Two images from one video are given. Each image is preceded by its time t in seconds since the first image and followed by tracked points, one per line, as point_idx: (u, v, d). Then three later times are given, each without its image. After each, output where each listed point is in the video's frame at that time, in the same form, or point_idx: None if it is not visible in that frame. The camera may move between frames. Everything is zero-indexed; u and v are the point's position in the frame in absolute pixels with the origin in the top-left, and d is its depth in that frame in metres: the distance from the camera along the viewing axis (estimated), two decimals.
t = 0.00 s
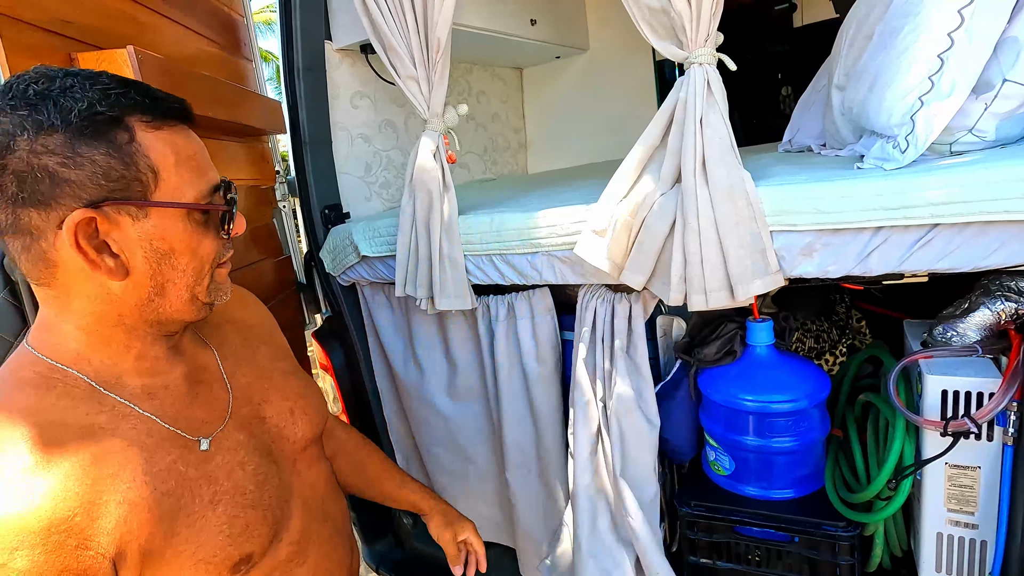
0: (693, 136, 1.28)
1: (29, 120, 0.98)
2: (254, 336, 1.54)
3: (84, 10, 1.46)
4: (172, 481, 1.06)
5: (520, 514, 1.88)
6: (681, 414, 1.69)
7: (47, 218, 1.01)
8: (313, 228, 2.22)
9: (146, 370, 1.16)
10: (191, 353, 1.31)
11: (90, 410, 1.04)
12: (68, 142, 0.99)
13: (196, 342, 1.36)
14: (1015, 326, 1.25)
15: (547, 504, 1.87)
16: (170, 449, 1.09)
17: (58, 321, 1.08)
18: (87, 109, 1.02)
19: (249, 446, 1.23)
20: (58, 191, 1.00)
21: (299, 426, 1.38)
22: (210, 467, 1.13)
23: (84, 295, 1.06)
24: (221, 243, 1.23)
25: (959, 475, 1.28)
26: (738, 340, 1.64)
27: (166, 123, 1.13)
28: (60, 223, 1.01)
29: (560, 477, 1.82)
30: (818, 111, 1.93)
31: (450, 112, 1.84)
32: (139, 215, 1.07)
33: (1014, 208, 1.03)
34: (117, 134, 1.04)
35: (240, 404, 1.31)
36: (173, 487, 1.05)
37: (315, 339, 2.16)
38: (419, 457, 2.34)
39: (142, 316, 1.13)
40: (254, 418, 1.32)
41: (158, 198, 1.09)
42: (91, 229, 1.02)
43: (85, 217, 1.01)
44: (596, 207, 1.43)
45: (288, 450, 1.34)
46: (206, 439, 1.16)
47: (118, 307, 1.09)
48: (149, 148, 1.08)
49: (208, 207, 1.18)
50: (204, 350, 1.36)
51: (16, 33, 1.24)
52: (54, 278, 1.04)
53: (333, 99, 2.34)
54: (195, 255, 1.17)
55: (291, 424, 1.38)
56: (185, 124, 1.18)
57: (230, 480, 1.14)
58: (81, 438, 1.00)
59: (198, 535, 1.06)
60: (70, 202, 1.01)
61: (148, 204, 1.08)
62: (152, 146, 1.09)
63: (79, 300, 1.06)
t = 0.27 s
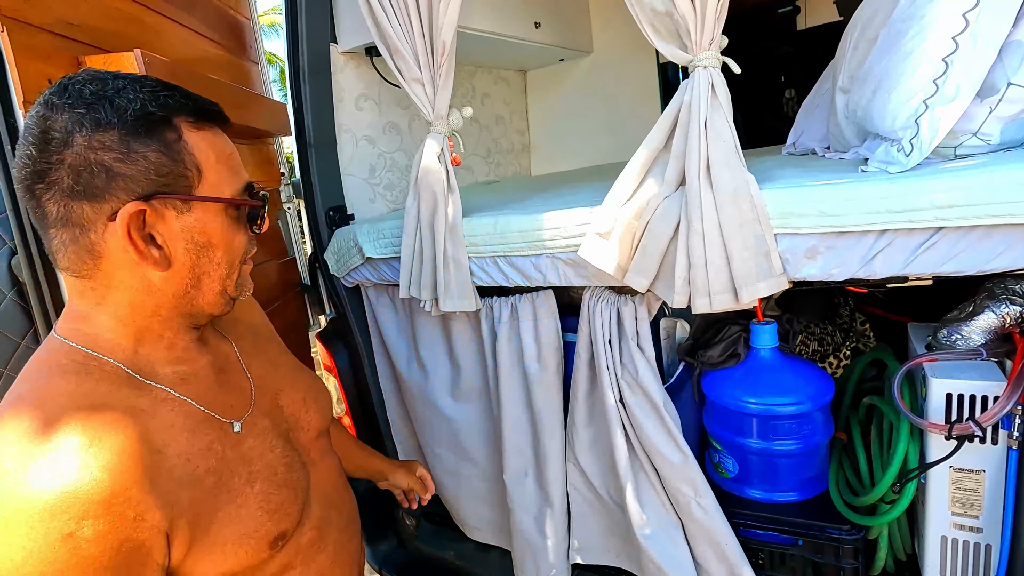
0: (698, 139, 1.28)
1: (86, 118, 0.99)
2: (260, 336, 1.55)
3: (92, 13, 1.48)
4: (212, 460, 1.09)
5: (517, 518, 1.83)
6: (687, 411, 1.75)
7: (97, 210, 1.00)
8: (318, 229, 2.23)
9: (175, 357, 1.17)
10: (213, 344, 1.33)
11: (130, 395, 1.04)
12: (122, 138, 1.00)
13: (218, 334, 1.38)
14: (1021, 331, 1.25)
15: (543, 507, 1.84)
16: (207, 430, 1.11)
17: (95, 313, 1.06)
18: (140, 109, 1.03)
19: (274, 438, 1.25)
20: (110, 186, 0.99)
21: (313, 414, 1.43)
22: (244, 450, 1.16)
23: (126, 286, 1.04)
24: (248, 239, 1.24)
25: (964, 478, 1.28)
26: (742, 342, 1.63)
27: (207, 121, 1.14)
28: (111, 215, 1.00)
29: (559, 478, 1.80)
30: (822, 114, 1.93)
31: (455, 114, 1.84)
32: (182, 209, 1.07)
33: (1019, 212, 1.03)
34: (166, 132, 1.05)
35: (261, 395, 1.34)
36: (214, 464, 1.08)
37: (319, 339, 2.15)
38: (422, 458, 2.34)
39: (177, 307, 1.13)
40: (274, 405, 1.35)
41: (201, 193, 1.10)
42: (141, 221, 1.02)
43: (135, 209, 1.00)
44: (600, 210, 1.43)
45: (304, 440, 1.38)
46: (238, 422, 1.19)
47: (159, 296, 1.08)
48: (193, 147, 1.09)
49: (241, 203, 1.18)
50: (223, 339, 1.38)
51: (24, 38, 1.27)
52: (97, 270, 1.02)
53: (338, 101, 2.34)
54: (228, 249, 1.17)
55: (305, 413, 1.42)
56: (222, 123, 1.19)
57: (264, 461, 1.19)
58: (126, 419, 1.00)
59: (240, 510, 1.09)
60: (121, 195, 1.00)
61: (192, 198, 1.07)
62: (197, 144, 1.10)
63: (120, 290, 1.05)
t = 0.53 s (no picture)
0: (704, 141, 1.28)
1: (163, 114, 1.04)
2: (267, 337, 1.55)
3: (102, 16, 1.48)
4: (271, 419, 1.10)
5: (524, 519, 1.83)
6: (692, 415, 1.75)
7: (170, 193, 1.03)
8: (322, 231, 2.24)
9: (233, 333, 1.17)
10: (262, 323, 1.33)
11: (195, 361, 1.05)
12: (192, 130, 1.03)
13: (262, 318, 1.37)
14: None
15: (550, 507, 1.83)
16: (265, 394, 1.13)
17: (163, 290, 1.08)
18: (208, 106, 1.07)
19: (319, 408, 1.24)
20: (180, 172, 1.02)
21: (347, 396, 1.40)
22: (296, 415, 1.17)
23: (191, 264, 1.06)
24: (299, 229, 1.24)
25: (970, 482, 1.28)
26: (747, 345, 1.62)
27: (264, 120, 1.16)
28: (180, 197, 1.03)
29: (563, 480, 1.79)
30: (828, 116, 1.93)
31: (461, 116, 1.83)
32: (242, 193, 1.08)
33: None
34: (230, 126, 1.08)
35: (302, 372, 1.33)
36: (272, 424, 1.10)
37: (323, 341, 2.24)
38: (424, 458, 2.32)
39: (234, 289, 1.13)
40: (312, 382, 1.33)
41: (258, 180, 1.11)
42: (207, 204, 1.04)
43: (201, 191, 1.02)
44: (605, 212, 1.43)
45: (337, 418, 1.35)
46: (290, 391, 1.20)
47: (220, 277, 1.09)
48: (253, 138, 1.11)
49: (293, 193, 1.18)
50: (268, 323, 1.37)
51: (36, 38, 1.28)
52: (167, 250, 1.05)
53: (343, 103, 2.35)
54: (283, 234, 1.17)
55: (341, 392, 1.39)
56: (277, 123, 1.21)
57: (313, 426, 1.19)
58: (191, 384, 1.01)
59: (297, 465, 1.10)
60: (191, 178, 1.03)
61: (250, 183, 1.09)
62: (256, 139, 1.12)
63: (185, 269, 1.06)
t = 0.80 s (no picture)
0: (712, 141, 1.28)
1: (223, 108, 1.07)
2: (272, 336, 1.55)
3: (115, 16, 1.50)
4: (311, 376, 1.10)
5: (530, 520, 1.83)
6: (697, 417, 1.69)
7: (226, 175, 1.06)
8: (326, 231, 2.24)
9: (281, 304, 1.18)
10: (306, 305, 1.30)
11: (248, 322, 1.07)
12: (247, 120, 1.06)
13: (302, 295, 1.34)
14: None
15: (555, 507, 1.83)
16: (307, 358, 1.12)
17: (218, 263, 1.11)
18: (260, 100, 1.09)
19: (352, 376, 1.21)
20: (234, 157, 1.05)
21: (375, 376, 1.35)
22: (337, 378, 1.16)
23: (244, 240, 1.09)
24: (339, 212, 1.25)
25: (979, 484, 1.27)
26: (754, 346, 1.62)
27: (309, 113, 1.18)
28: (235, 179, 1.06)
29: (568, 480, 1.78)
30: (834, 117, 1.92)
31: (466, 116, 1.84)
32: (288, 176, 1.10)
33: None
34: (278, 118, 1.10)
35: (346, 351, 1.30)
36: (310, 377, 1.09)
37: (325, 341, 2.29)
38: (427, 458, 2.32)
39: (280, 266, 1.15)
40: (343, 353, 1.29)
41: (304, 164, 1.13)
42: (256, 185, 1.06)
43: (251, 173, 1.05)
44: (612, 212, 1.42)
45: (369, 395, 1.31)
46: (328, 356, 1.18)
47: (267, 255, 1.11)
48: (298, 129, 1.12)
49: (334, 176, 1.19)
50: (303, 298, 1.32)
51: (58, 36, 1.25)
52: (222, 227, 1.08)
53: (347, 103, 2.35)
54: (324, 216, 1.18)
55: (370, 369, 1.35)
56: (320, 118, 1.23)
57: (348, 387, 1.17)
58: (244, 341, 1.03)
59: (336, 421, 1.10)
60: (244, 162, 1.05)
61: (295, 167, 1.10)
62: (302, 131, 1.13)
63: (238, 246, 1.09)
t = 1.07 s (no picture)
0: (711, 143, 1.29)
1: (244, 111, 1.16)
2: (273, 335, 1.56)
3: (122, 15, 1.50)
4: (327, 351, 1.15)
5: (530, 519, 1.83)
6: (696, 416, 1.71)
7: (246, 171, 1.14)
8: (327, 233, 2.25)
9: (302, 288, 1.24)
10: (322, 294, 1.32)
11: (271, 301, 1.14)
12: (263, 121, 1.14)
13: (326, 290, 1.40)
14: None
15: (555, 507, 1.84)
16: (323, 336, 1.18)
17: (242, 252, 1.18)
18: (276, 102, 1.17)
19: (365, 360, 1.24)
20: (252, 154, 1.13)
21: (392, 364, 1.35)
22: (350, 357, 1.20)
23: (264, 231, 1.16)
24: (352, 204, 1.29)
25: (975, 484, 1.28)
26: (752, 346, 1.63)
27: (324, 113, 1.24)
28: (253, 174, 1.13)
29: (568, 480, 1.79)
30: (833, 120, 1.93)
31: (467, 117, 1.84)
32: (302, 169, 1.16)
33: None
34: (292, 117, 1.16)
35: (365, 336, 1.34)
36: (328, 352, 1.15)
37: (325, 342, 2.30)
38: (427, 458, 2.32)
39: (298, 254, 1.21)
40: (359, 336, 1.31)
41: (315, 159, 1.18)
42: (270, 179, 1.13)
43: (266, 167, 1.12)
44: (611, 213, 1.43)
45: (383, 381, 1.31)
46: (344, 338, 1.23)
47: (284, 244, 1.18)
48: (310, 127, 1.18)
49: (346, 169, 1.24)
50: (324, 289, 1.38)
51: (78, 35, 1.16)
52: (242, 220, 1.16)
53: (349, 104, 2.36)
54: (336, 208, 1.23)
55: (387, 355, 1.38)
56: (336, 117, 1.28)
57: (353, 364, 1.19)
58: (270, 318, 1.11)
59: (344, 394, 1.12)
60: (261, 158, 1.13)
61: (308, 161, 1.16)
62: (315, 128, 1.19)
63: (257, 237, 1.16)
